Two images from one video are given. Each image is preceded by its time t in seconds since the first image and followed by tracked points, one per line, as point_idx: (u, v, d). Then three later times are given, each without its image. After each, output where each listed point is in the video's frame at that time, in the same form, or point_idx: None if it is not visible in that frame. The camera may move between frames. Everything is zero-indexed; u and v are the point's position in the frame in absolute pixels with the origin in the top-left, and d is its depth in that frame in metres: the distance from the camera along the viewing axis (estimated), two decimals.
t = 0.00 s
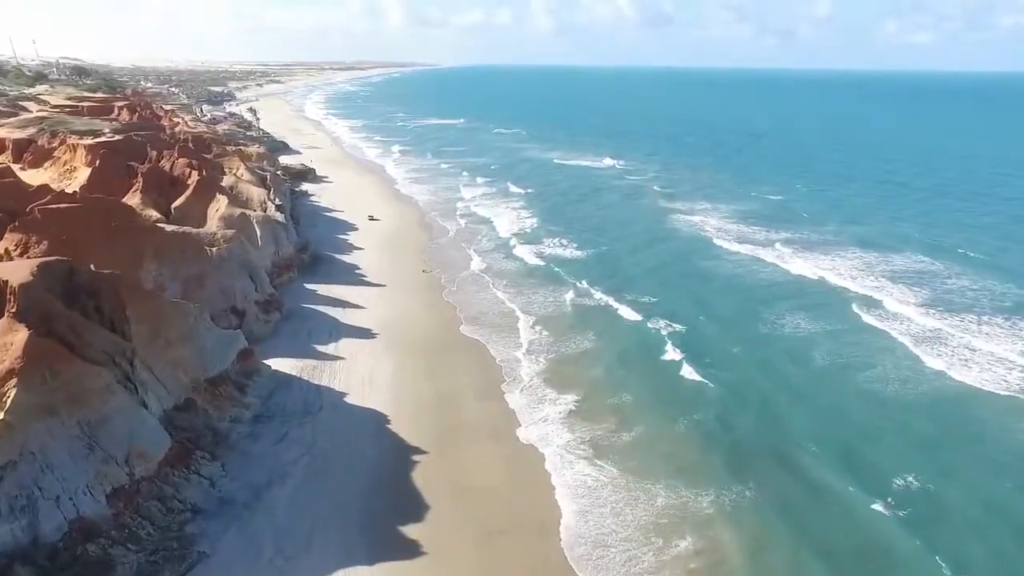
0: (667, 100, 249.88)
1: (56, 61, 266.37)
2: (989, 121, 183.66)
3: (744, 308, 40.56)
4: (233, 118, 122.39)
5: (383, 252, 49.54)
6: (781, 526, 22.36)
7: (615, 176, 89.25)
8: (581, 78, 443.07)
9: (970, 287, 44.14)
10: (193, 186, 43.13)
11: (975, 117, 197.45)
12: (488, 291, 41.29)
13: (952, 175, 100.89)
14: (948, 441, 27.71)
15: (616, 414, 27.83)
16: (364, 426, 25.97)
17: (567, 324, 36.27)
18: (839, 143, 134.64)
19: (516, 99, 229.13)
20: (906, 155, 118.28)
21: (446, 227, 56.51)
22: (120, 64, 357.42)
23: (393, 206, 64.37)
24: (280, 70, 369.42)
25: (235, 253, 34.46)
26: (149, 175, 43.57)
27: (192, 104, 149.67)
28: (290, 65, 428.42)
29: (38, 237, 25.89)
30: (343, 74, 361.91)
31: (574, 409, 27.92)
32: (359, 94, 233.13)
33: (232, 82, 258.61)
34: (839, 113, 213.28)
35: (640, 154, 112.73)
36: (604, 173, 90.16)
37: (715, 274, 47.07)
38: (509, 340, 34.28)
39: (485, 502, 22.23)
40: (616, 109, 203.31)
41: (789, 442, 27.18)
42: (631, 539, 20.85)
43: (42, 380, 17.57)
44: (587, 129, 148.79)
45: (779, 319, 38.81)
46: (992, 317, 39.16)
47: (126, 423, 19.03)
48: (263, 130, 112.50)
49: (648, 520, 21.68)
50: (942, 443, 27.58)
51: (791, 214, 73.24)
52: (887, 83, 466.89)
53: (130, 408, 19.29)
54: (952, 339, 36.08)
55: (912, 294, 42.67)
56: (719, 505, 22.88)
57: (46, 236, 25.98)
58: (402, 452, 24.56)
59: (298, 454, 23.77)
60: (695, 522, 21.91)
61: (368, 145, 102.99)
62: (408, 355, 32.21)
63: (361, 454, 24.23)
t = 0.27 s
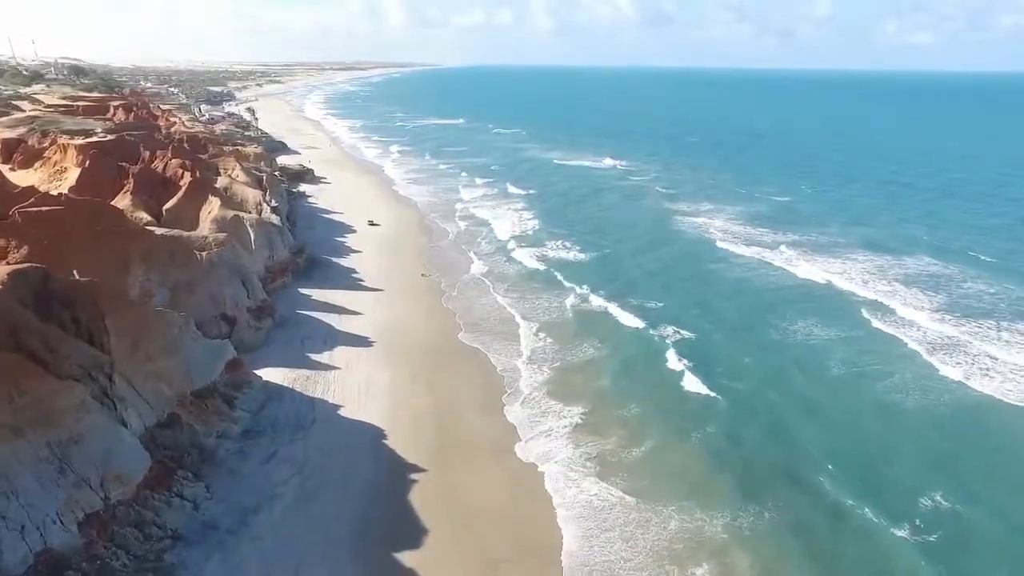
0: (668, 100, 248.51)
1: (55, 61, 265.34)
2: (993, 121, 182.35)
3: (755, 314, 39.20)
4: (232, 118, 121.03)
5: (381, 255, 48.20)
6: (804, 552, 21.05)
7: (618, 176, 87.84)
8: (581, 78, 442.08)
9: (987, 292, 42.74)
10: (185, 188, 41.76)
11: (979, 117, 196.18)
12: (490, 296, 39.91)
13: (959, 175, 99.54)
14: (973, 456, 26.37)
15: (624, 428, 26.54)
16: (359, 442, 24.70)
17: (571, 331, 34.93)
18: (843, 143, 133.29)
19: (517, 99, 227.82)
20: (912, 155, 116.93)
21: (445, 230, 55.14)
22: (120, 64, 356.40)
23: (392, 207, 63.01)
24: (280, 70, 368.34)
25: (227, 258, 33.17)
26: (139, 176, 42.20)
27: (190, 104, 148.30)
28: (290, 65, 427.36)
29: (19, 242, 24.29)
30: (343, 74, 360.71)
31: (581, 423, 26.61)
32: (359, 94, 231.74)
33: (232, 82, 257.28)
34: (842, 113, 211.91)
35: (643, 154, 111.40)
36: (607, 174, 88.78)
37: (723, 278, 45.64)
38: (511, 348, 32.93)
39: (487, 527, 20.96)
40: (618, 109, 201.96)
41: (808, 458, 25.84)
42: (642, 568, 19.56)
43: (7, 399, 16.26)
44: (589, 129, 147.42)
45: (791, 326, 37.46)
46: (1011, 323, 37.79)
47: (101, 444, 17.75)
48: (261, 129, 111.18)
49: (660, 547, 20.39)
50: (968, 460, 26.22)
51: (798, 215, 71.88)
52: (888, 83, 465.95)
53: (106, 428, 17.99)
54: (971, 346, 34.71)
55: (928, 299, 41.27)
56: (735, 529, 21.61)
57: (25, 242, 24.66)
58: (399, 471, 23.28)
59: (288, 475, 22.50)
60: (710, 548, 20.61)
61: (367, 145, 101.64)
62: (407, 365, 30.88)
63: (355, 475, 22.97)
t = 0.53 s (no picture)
0: (667, 101, 247.57)
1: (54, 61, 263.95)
2: (997, 121, 181.06)
3: (765, 320, 37.87)
4: (230, 118, 119.68)
5: (379, 258, 46.86)
6: None
7: (621, 177, 86.48)
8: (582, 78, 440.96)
9: (1005, 297, 41.34)
10: (176, 189, 40.42)
11: (983, 117, 194.89)
12: (491, 301, 38.54)
13: (966, 176, 98.15)
14: (1002, 473, 24.99)
15: (633, 443, 25.27)
16: (353, 458, 23.41)
17: (575, 338, 33.59)
18: (846, 143, 131.94)
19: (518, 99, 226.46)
20: (917, 156, 115.60)
21: (445, 232, 53.81)
22: (119, 65, 355.27)
23: (391, 208, 61.67)
24: (280, 70, 367.00)
25: (218, 262, 31.84)
26: (129, 177, 40.88)
27: (189, 104, 146.94)
28: (290, 65, 426.42)
29: None
30: (343, 74, 359.38)
31: (587, 438, 25.30)
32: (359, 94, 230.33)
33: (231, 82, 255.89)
34: (845, 113, 210.53)
35: (646, 154, 110.07)
36: (609, 174, 87.43)
37: (731, 282, 44.30)
38: (513, 357, 31.59)
39: (489, 553, 19.66)
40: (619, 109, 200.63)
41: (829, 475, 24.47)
42: None
43: None
44: (591, 129, 146.08)
45: (803, 332, 36.13)
46: None
47: (73, 465, 16.46)
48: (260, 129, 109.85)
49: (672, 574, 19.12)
50: (999, 476, 24.81)
51: (805, 217, 70.55)
52: (887, 83, 465.21)
53: (79, 447, 16.68)
54: (992, 355, 33.35)
55: (944, 305, 39.90)
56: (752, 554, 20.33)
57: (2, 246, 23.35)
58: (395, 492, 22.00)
59: (277, 495, 21.21)
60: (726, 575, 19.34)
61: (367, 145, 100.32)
62: (405, 376, 29.51)
63: (349, 495, 21.69)
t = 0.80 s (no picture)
0: (669, 101, 246.35)
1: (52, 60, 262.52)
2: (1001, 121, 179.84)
3: (777, 326, 36.55)
4: (228, 118, 118.31)
5: (377, 262, 45.53)
6: None
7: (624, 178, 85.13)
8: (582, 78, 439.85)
9: None
10: (166, 189, 39.06)
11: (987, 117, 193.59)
12: (493, 307, 37.21)
13: (973, 176, 96.81)
14: None
15: (643, 461, 23.97)
16: (347, 478, 22.12)
17: (580, 346, 32.25)
18: (850, 143, 130.70)
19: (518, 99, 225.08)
20: (923, 156, 114.31)
21: (445, 234, 52.48)
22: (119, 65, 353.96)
23: (390, 210, 60.36)
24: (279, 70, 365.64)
25: (208, 266, 30.50)
26: (119, 178, 39.53)
27: (186, 104, 145.54)
28: (290, 65, 425.18)
29: None
30: (343, 74, 358.09)
31: (595, 454, 23.99)
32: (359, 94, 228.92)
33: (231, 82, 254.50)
34: (848, 113, 209.18)
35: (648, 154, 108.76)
36: (612, 175, 86.10)
37: (740, 286, 42.96)
38: (515, 366, 30.26)
39: None
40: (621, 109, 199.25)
41: (854, 496, 23.16)
42: None
43: None
44: (593, 129, 144.77)
45: (817, 339, 34.81)
46: None
47: (41, 493, 15.16)
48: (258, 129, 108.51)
49: None
50: None
51: (812, 218, 69.24)
52: (887, 83, 464.36)
53: (47, 473, 15.37)
54: (1014, 363, 32.01)
55: (961, 310, 38.56)
56: None
57: None
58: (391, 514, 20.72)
59: (265, 520, 19.91)
60: None
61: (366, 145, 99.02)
62: (403, 387, 28.17)
63: (341, 518, 20.41)
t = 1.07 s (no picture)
0: (670, 101, 244.99)
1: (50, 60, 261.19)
2: (1005, 121, 178.56)
3: (789, 332, 35.25)
4: (226, 118, 116.94)
5: (375, 265, 44.23)
6: None
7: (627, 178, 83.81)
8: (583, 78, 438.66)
9: None
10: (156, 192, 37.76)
11: (991, 117, 192.25)
12: (494, 313, 35.93)
13: (981, 176, 95.45)
14: None
15: (654, 480, 22.70)
16: (340, 501, 20.86)
17: (585, 355, 30.95)
18: (855, 143, 129.36)
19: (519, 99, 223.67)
20: (928, 156, 112.96)
21: (445, 236, 51.22)
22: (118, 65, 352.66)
23: (389, 211, 59.04)
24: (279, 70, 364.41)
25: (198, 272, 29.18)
26: (107, 179, 38.23)
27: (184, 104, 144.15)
28: (289, 65, 423.85)
29: None
30: (343, 74, 356.85)
31: (602, 473, 22.71)
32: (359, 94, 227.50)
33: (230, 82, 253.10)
34: (851, 113, 207.80)
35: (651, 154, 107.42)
36: (614, 175, 84.80)
37: (749, 291, 41.66)
38: (517, 377, 28.96)
39: None
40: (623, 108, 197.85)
41: (878, 518, 21.90)
42: None
43: None
44: (594, 129, 143.40)
45: (830, 346, 33.52)
46: None
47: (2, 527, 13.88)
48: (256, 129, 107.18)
49: None
50: None
51: (818, 219, 67.94)
52: (888, 83, 463.34)
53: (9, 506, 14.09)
54: None
55: (980, 317, 37.22)
56: None
57: None
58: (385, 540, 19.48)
59: (252, 548, 18.64)
60: None
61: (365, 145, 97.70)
62: (401, 400, 26.88)
63: (333, 545, 19.17)
